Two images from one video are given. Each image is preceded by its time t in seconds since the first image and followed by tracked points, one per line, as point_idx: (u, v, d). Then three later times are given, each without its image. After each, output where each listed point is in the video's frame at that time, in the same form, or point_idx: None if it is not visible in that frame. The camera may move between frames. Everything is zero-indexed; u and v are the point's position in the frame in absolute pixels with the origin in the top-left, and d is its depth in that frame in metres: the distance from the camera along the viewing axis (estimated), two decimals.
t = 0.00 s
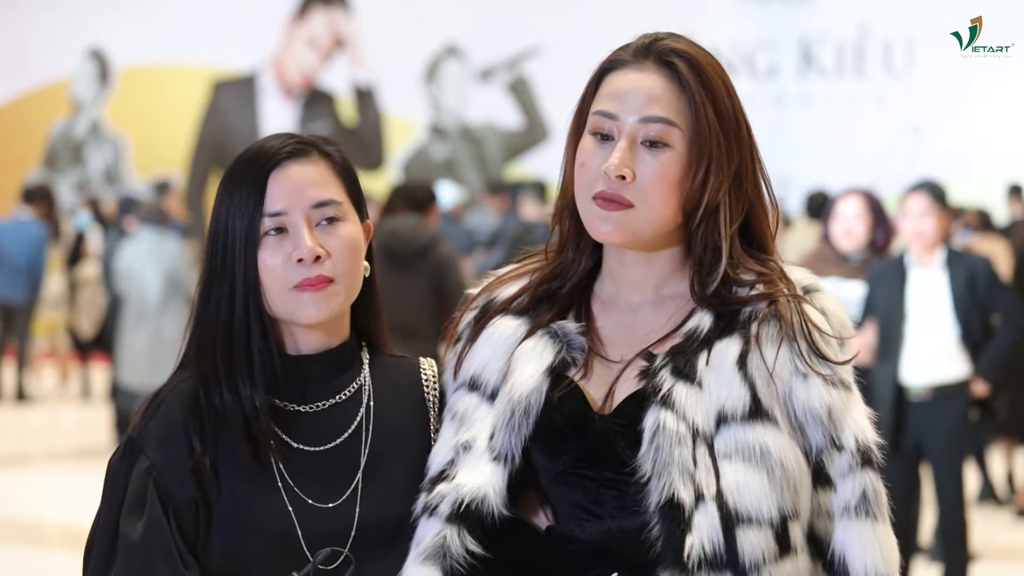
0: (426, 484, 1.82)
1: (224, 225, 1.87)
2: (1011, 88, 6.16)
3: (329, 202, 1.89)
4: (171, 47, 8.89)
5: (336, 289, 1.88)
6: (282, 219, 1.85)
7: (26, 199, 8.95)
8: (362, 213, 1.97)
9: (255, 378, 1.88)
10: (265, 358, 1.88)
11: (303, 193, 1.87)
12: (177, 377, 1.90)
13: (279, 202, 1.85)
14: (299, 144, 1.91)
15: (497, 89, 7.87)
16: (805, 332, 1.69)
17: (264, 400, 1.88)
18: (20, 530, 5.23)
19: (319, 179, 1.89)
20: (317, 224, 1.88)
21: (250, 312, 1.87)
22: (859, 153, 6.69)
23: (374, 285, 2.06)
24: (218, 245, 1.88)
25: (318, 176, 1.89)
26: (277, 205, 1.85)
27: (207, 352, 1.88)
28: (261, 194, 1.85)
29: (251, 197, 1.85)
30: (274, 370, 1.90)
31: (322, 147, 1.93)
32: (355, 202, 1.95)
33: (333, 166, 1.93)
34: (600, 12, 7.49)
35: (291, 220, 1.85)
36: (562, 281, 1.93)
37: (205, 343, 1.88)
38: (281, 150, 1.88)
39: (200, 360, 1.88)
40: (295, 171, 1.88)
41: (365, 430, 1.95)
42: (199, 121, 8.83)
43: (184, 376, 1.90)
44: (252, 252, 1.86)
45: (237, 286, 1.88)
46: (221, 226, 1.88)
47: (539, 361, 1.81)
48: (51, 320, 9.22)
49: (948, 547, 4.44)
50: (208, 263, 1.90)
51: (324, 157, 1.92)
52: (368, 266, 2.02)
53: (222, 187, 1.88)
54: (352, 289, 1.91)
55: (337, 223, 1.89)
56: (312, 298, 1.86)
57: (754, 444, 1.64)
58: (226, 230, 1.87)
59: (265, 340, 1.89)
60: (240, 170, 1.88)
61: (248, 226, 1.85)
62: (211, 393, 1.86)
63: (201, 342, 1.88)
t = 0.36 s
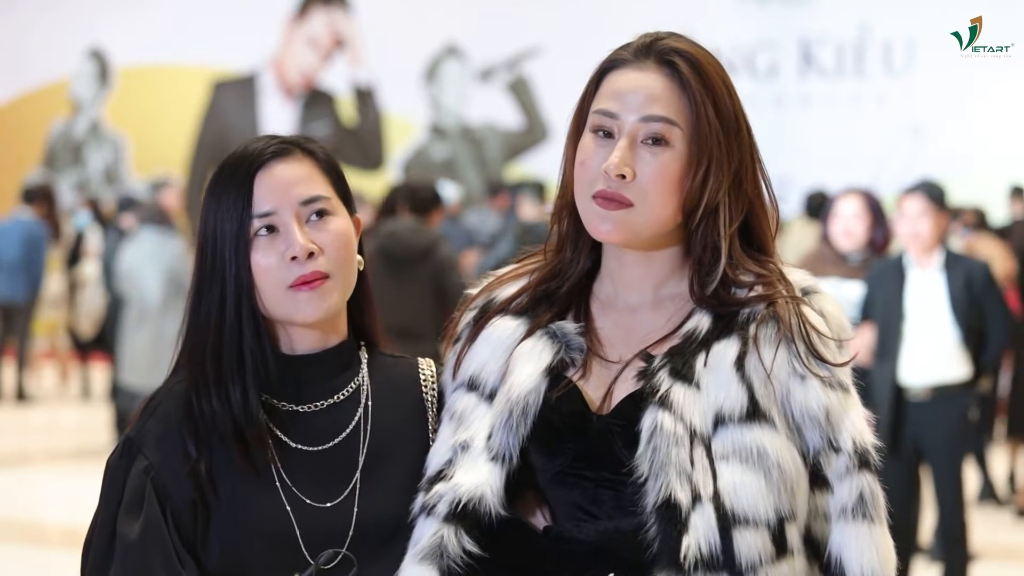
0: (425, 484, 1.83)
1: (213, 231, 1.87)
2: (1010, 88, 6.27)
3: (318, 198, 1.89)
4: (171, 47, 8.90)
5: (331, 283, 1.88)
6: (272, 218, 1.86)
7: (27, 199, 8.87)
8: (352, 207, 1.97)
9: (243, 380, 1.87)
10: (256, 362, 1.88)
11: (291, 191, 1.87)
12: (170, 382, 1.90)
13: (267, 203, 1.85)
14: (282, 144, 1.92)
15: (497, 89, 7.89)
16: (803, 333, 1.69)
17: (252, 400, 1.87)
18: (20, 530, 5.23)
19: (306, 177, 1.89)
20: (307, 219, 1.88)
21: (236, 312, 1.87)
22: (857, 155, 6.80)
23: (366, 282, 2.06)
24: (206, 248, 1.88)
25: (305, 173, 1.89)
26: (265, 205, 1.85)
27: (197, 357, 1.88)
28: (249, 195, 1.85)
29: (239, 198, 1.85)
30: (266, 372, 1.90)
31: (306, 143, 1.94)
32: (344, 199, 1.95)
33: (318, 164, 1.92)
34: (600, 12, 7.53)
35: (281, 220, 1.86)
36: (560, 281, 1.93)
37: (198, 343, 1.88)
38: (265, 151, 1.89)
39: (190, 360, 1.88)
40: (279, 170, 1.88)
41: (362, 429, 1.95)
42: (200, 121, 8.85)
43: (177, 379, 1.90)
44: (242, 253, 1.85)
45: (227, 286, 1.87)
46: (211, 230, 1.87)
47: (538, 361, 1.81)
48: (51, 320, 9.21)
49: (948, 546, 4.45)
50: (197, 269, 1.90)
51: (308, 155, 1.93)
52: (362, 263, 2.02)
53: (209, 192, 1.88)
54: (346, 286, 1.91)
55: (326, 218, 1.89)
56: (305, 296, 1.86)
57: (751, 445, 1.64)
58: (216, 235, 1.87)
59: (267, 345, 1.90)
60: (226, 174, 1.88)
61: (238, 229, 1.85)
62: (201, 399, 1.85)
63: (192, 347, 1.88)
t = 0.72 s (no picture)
0: (422, 483, 1.83)
1: (198, 235, 1.87)
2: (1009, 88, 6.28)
3: (300, 196, 1.89)
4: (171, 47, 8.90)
5: (320, 281, 1.88)
6: (257, 219, 1.86)
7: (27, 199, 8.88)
8: (336, 203, 1.97)
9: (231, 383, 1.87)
10: (245, 363, 1.88)
11: (272, 191, 1.87)
12: (163, 383, 1.89)
13: (250, 204, 1.86)
14: (262, 146, 1.92)
15: (497, 89, 7.91)
16: (803, 336, 1.69)
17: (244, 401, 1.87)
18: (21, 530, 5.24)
19: (289, 175, 1.89)
20: (291, 218, 1.88)
21: (223, 314, 1.87)
22: (859, 154, 6.82)
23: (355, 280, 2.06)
24: (191, 252, 1.88)
25: (286, 173, 1.90)
26: (250, 206, 1.86)
27: (186, 361, 1.87)
28: (229, 194, 1.86)
29: (221, 197, 1.86)
30: (256, 370, 1.90)
31: (285, 143, 1.94)
32: (328, 197, 1.95)
33: (299, 163, 1.93)
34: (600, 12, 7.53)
35: (265, 220, 1.86)
36: (558, 280, 1.92)
37: (188, 344, 1.88)
38: (246, 153, 1.89)
39: (180, 356, 1.88)
40: (261, 171, 1.88)
41: (358, 427, 1.95)
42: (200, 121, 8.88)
43: (165, 385, 1.89)
44: (228, 254, 1.85)
45: (214, 284, 1.87)
46: (197, 233, 1.88)
47: (536, 361, 1.80)
48: (51, 320, 9.21)
49: (946, 545, 4.46)
50: (183, 273, 1.89)
51: (289, 155, 1.93)
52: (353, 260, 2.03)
53: (195, 195, 1.88)
54: (335, 284, 1.91)
55: (311, 215, 1.89)
56: (297, 294, 1.86)
57: (750, 447, 1.64)
58: (200, 240, 1.87)
59: (257, 350, 1.90)
60: (208, 178, 1.88)
61: (223, 231, 1.85)
62: (191, 402, 1.85)
63: (181, 351, 1.88)
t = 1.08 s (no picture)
0: (419, 483, 1.83)
1: (198, 232, 1.87)
2: (1009, 88, 6.29)
3: (298, 192, 1.89)
4: (171, 47, 8.89)
5: (320, 275, 1.88)
6: (255, 216, 1.86)
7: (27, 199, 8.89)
8: (336, 201, 1.97)
9: (225, 385, 1.87)
10: (240, 362, 1.89)
11: (270, 189, 1.87)
12: (164, 383, 1.89)
13: (248, 201, 1.86)
14: (261, 144, 1.92)
15: (497, 89, 7.92)
16: (800, 337, 1.69)
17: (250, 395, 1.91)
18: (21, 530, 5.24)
19: (288, 174, 1.90)
20: (289, 214, 1.88)
21: (224, 314, 1.88)
22: (860, 153, 6.82)
23: (355, 278, 2.06)
24: (191, 250, 1.89)
25: (285, 170, 1.90)
26: (248, 203, 1.86)
27: (185, 361, 1.87)
28: (228, 192, 1.86)
29: (220, 194, 1.86)
30: (261, 369, 1.92)
31: (283, 142, 1.94)
32: (328, 195, 1.95)
33: (297, 162, 1.93)
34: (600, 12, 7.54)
35: (263, 217, 1.85)
36: (556, 279, 1.92)
37: (188, 345, 1.88)
38: (244, 151, 1.90)
39: (181, 355, 1.88)
40: (258, 168, 1.88)
41: (361, 428, 1.95)
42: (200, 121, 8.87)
43: (167, 384, 1.89)
44: (226, 251, 1.86)
45: (215, 283, 1.87)
46: (196, 232, 1.88)
47: (534, 361, 1.80)
48: (51, 320, 9.20)
49: (946, 545, 4.46)
50: (183, 272, 1.90)
51: (288, 154, 1.93)
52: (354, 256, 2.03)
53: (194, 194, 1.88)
54: (336, 276, 1.91)
55: (309, 213, 1.89)
56: (293, 291, 1.85)
57: (748, 449, 1.64)
58: (199, 238, 1.88)
59: (253, 348, 1.90)
60: (208, 177, 1.88)
61: (222, 229, 1.85)
62: (191, 403, 1.85)
63: (179, 352, 1.88)
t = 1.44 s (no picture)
0: (416, 484, 1.83)
1: (203, 231, 1.87)
2: (1009, 88, 6.31)
3: (303, 191, 1.89)
4: (171, 47, 8.89)
5: (324, 274, 1.88)
6: (259, 214, 1.86)
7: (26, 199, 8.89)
8: (342, 203, 1.98)
9: (232, 384, 1.88)
10: (245, 362, 1.89)
11: (274, 188, 1.87)
12: (168, 385, 1.89)
13: (253, 200, 1.86)
14: (267, 145, 1.93)
15: (497, 89, 7.93)
16: (796, 338, 1.69)
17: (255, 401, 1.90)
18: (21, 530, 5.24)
19: (292, 173, 1.90)
20: (293, 213, 1.88)
21: (226, 315, 1.88)
22: (860, 152, 6.82)
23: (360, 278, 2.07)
24: (195, 250, 1.89)
25: (289, 170, 1.90)
26: (252, 202, 1.86)
27: (188, 361, 1.87)
28: (233, 192, 1.86)
29: (223, 194, 1.86)
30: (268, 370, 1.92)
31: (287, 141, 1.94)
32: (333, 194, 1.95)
33: (303, 161, 1.93)
34: (600, 12, 7.55)
35: (267, 216, 1.86)
36: (553, 279, 1.92)
37: (191, 346, 1.88)
38: (250, 150, 1.90)
39: (185, 354, 1.88)
40: (264, 168, 1.88)
41: (364, 431, 1.95)
42: (199, 123, 8.89)
43: (170, 383, 1.89)
44: (230, 250, 1.86)
45: (218, 283, 1.87)
46: (199, 230, 1.88)
47: (531, 361, 1.80)
48: (52, 320, 9.20)
49: (946, 545, 4.46)
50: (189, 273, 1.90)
51: (293, 154, 1.93)
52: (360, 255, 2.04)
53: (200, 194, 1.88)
54: (340, 276, 1.91)
55: (314, 212, 1.89)
56: (299, 290, 1.86)
57: (744, 449, 1.64)
58: (203, 238, 1.88)
59: (258, 348, 1.90)
60: (213, 177, 1.89)
61: (227, 228, 1.86)
62: (195, 404, 1.85)
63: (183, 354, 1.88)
